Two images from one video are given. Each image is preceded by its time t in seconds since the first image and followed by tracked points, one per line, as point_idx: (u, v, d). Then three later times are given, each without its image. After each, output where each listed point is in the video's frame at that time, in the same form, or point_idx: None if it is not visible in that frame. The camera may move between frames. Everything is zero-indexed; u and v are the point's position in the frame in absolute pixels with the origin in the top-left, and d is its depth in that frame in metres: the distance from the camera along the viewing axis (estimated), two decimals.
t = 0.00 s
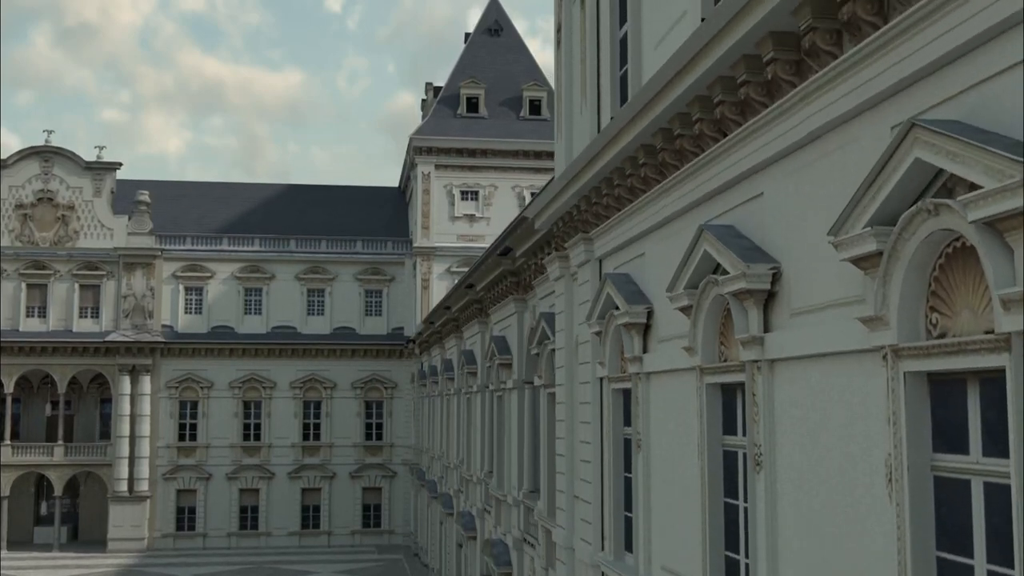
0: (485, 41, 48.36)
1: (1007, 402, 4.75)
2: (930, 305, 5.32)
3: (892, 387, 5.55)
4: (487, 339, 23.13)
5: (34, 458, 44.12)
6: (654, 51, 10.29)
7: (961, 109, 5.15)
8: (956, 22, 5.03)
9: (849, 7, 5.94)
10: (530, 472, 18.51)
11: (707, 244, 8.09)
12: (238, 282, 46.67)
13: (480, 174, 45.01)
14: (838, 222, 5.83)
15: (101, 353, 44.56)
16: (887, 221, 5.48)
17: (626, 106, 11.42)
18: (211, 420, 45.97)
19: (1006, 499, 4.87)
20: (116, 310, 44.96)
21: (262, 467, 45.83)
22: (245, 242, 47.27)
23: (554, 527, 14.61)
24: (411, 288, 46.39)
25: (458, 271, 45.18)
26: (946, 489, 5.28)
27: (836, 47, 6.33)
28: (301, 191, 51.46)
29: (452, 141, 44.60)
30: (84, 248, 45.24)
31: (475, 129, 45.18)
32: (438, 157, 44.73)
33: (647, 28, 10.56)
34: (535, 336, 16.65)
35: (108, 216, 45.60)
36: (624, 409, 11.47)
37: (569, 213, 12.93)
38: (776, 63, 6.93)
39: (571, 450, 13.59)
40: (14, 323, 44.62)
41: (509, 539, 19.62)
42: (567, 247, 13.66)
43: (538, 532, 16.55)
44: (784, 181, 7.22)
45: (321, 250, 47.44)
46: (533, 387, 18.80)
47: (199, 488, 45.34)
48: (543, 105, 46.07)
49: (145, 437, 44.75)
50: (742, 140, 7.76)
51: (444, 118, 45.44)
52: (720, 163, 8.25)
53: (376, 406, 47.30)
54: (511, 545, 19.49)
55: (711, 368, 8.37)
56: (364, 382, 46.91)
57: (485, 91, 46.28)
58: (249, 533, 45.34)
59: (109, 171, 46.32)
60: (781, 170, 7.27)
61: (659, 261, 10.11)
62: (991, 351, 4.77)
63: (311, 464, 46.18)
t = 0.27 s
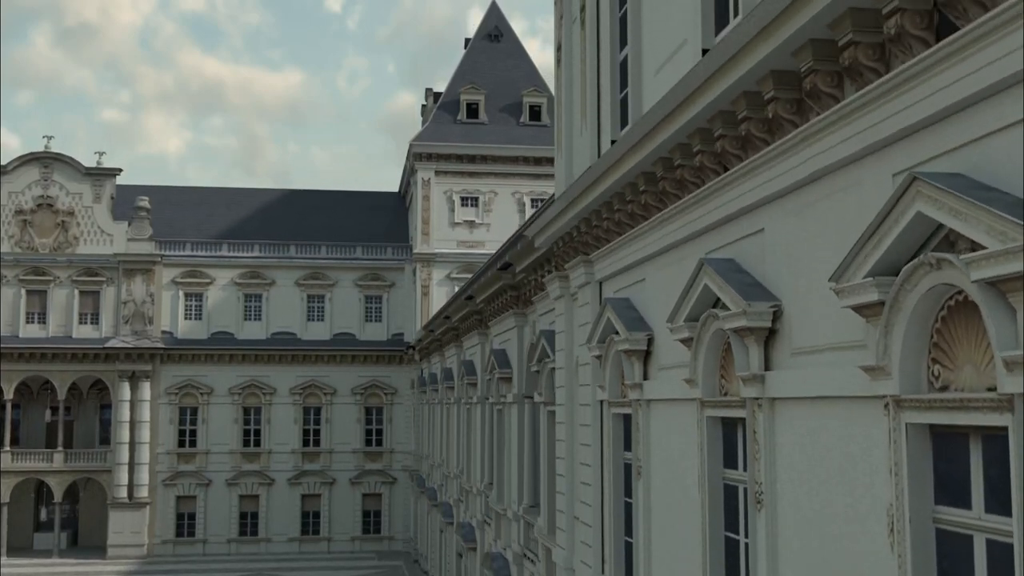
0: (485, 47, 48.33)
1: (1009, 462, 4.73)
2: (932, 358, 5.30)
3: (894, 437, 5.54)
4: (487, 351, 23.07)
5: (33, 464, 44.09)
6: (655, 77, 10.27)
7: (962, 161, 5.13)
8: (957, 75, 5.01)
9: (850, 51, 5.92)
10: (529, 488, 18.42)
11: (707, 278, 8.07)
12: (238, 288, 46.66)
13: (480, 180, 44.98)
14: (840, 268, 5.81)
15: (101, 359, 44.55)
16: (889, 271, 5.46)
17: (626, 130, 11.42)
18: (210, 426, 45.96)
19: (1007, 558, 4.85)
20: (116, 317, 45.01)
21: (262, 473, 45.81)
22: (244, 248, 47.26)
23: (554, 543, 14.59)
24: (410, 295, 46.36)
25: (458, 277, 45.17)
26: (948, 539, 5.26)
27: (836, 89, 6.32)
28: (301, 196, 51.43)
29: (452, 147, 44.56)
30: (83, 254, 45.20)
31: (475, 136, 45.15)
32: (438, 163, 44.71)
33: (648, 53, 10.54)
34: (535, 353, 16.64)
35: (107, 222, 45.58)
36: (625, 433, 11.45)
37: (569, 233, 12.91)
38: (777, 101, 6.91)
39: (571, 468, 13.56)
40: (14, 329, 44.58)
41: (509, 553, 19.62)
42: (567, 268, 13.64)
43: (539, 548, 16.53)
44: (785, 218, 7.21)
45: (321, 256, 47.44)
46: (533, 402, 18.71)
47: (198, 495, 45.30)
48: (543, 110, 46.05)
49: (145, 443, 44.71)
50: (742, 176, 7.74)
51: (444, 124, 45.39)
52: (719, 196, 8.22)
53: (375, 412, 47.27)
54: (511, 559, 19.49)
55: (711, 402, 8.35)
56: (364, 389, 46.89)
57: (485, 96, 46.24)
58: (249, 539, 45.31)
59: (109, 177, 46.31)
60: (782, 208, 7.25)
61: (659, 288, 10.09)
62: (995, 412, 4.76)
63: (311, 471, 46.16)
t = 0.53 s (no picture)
0: (485, 52, 48.30)
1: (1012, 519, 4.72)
2: (934, 407, 5.29)
3: (896, 486, 5.53)
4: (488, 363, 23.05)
5: (33, 470, 44.05)
6: (656, 102, 10.24)
7: (964, 212, 5.11)
8: (958, 127, 4.99)
9: (851, 95, 5.89)
10: (530, 503, 18.39)
11: (708, 311, 8.06)
12: (238, 293, 46.62)
13: (480, 185, 44.94)
14: (841, 313, 5.78)
15: (101, 365, 44.52)
16: (891, 319, 5.44)
17: (626, 153, 11.41)
18: (210, 432, 45.93)
19: None
20: (115, 323, 45.01)
21: (261, 479, 45.79)
22: (244, 253, 47.24)
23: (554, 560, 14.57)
24: (411, 300, 46.35)
25: (458, 283, 45.13)
26: None
27: (838, 130, 6.28)
28: (300, 201, 51.41)
29: (452, 153, 44.54)
30: (83, 260, 45.17)
31: (476, 142, 45.12)
32: (438, 169, 44.69)
33: (648, 79, 10.52)
34: (535, 370, 16.63)
35: (107, 227, 45.55)
36: (625, 455, 11.44)
37: (569, 254, 12.88)
38: (777, 138, 6.88)
39: (571, 487, 13.54)
40: (14, 335, 44.54)
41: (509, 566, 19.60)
42: (567, 288, 13.63)
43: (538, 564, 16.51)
44: (786, 255, 7.18)
45: (321, 261, 47.42)
46: (533, 416, 18.66)
47: (198, 501, 45.28)
48: (543, 116, 46.02)
49: (145, 449, 44.69)
50: (742, 210, 7.72)
51: (444, 129, 45.36)
52: (721, 228, 8.18)
53: (375, 418, 47.27)
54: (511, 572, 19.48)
55: (712, 434, 8.33)
56: (364, 394, 46.91)
57: (485, 102, 46.22)
58: (249, 545, 45.26)
59: (109, 183, 46.30)
60: (782, 244, 7.23)
61: (659, 314, 10.06)
62: (997, 468, 4.75)
63: (311, 476, 46.15)
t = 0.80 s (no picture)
0: (485, 57, 48.26)
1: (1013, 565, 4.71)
2: (935, 448, 5.27)
3: (897, 525, 5.52)
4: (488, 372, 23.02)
5: (32, 475, 44.02)
6: (657, 122, 10.21)
7: (964, 254, 5.10)
8: (960, 169, 4.98)
9: (852, 130, 5.87)
10: (530, 515, 18.36)
11: (708, 337, 8.04)
12: (238, 298, 46.60)
13: (480, 190, 44.91)
14: (842, 351, 5.78)
15: (101, 370, 44.51)
16: (892, 359, 5.44)
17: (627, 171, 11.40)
18: (210, 436, 45.93)
19: None
20: (115, 327, 44.97)
21: (261, 484, 45.79)
22: (244, 258, 47.22)
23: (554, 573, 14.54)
24: (410, 305, 46.34)
25: (458, 288, 45.12)
26: None
27: (838, 163, 6.26)
28: (300, 205, 51.36)
29: (453, 158, 44.52)
30: (83, 265, 45.14)
31: (476, 146, 45.10)
32: (438, 174, 44.67)
33: (648, 99, 10.52)
34: (535, 383, 16.61)
35: (107, 232, 45.53)
36: (625, 475, 11.44)
37: (569, 271, 12.88)
38: (778, 168, 6.85)
39: (571, 503, 13.52)
40: (13, 340, 44.48)
41: None
42: (567, 304, 13.62)
43: None
44: (786, 286, 7.17)
45: (321, 266, 47.41)
46: (533, 427, 18.62)
47: (198, 506, 45.27)
48: (544, 121, 45.98)
49: (145, 454, 44.64)
50: (742, 239, 7.71)
51: (444, 134, 45.32)
52: (722, 254, 8.15)
53: (375, 423, 47.28)
54: None
55: (712, 460, 8.31)
56: (364, 399, 46.91)
57: (485, 107, 46.17)
58: (249, 551, 45.25)
59: (109, 187, 46.27)
60: (782, 274, 7.22)
61: (660, 335, 10.03)
62: (999, 513, 4.74)
63: (311, 481, 46.15)
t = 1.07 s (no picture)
0: (485, 61, 48.24)
1: None
2: (937, 494, 5.25)
3: (899, 569, 5.51)
4: (488, 382, 23.01)
5: (32, 480, 43.99)
6: (657, 145, 10.19)
7: (965, 300, 5.09)
8: (960, 217, 4.96)
9: (853, 170, 5.85)
10: (530, 528, 18.35)
11: (708, 367, 8.03)
12: (237, 303, 46.60)
13: (479, 196, 44.89)
14: (842, 393, 5.77)
15: (100, 375, 44.49)
16: (893, 404, 5.42)
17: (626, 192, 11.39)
18: (210, 442, 45.92)
19: None
20: (115, 332, 44.95)
21: (261, 489, 45.78)
22: (244, 263, 47.21)
23: None
24: (410, 310, 46.32)
25: (458, 293, 45.11)
26: None
27: (839, 201, 6.25)
28: (300, 210, 51.34)
29: (452, 163, 44.49)
30: (83, 270, 45.11)
31: (476, 151, 45.07)
32: (438, 179, 44.65)
33: (648, 121, 10.51)
34: (535, 398, 16.59)
35: (107, 237, 45.51)
36: (625, 496, 11.42)
37: (568, 289, 12.88)
38: (779, 203, 6.83)
39: (571, 521, 13.50)
40: (13, 345, 44.44)
41: None
42: (567, 321, 13.61)
43: None
44: (786, 320, 7.15)
45: (321, 271, 47.39)
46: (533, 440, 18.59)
47: (198, 511, 45.25)
48: (544, 125, 45.93)
49: (145, 460, 44.60)
50: (742, 270, 7.71)
51: (444, 139, 45.27)
52: (722, 282, 8.14)
53: (375, 428, 47.27)
54: None
55: (712, 489, 8.28)
56: (364, 404, 46.92)
57: (485, 111, 46.13)
58: (249, 556, 45.23)
59: (108, 193, 46.25)
60: (782, 307, 7.20)
61: (659, 359, 10.01)
62: (1001, 564, 4.72)
63: (311, 486, 46.15)
